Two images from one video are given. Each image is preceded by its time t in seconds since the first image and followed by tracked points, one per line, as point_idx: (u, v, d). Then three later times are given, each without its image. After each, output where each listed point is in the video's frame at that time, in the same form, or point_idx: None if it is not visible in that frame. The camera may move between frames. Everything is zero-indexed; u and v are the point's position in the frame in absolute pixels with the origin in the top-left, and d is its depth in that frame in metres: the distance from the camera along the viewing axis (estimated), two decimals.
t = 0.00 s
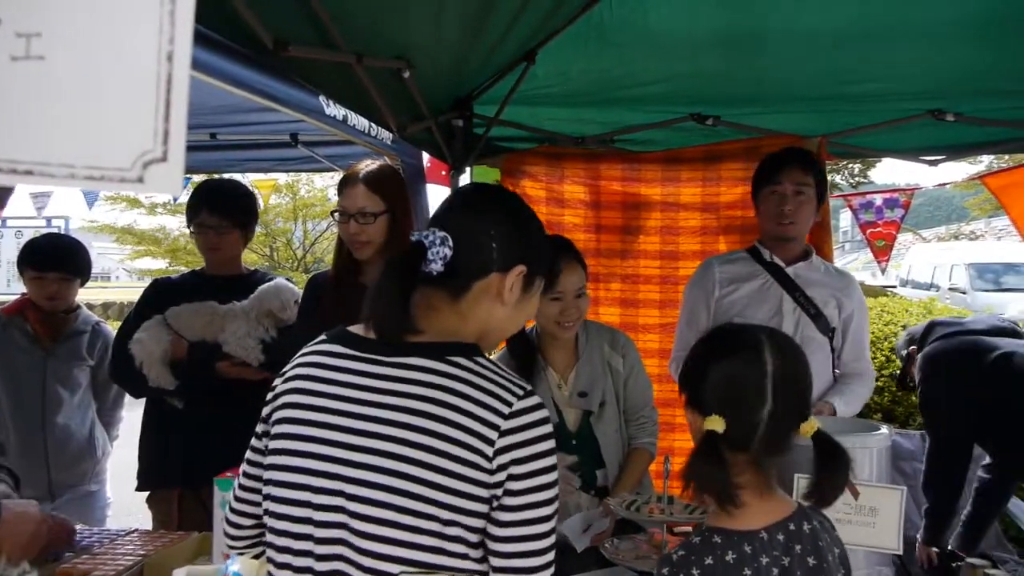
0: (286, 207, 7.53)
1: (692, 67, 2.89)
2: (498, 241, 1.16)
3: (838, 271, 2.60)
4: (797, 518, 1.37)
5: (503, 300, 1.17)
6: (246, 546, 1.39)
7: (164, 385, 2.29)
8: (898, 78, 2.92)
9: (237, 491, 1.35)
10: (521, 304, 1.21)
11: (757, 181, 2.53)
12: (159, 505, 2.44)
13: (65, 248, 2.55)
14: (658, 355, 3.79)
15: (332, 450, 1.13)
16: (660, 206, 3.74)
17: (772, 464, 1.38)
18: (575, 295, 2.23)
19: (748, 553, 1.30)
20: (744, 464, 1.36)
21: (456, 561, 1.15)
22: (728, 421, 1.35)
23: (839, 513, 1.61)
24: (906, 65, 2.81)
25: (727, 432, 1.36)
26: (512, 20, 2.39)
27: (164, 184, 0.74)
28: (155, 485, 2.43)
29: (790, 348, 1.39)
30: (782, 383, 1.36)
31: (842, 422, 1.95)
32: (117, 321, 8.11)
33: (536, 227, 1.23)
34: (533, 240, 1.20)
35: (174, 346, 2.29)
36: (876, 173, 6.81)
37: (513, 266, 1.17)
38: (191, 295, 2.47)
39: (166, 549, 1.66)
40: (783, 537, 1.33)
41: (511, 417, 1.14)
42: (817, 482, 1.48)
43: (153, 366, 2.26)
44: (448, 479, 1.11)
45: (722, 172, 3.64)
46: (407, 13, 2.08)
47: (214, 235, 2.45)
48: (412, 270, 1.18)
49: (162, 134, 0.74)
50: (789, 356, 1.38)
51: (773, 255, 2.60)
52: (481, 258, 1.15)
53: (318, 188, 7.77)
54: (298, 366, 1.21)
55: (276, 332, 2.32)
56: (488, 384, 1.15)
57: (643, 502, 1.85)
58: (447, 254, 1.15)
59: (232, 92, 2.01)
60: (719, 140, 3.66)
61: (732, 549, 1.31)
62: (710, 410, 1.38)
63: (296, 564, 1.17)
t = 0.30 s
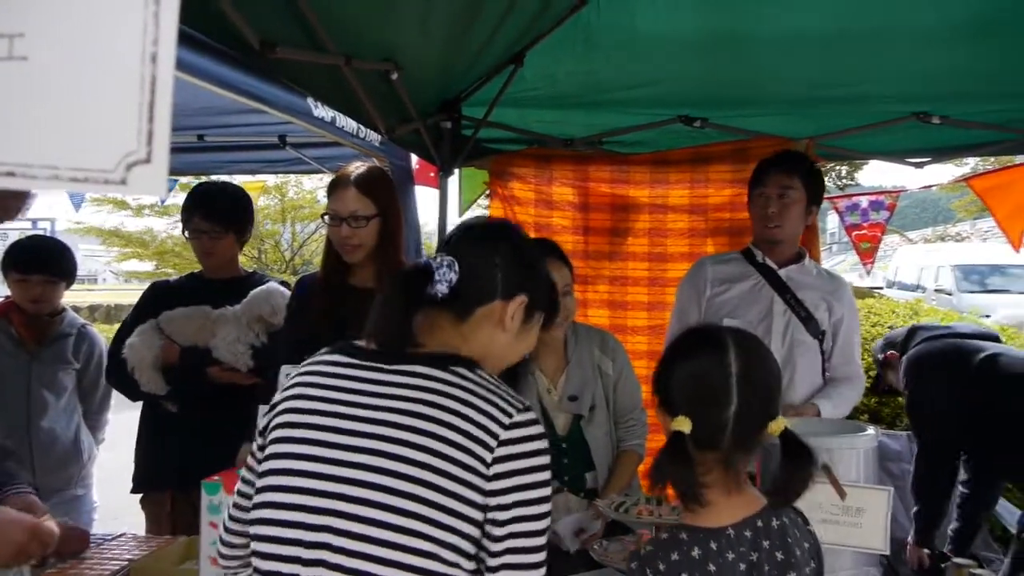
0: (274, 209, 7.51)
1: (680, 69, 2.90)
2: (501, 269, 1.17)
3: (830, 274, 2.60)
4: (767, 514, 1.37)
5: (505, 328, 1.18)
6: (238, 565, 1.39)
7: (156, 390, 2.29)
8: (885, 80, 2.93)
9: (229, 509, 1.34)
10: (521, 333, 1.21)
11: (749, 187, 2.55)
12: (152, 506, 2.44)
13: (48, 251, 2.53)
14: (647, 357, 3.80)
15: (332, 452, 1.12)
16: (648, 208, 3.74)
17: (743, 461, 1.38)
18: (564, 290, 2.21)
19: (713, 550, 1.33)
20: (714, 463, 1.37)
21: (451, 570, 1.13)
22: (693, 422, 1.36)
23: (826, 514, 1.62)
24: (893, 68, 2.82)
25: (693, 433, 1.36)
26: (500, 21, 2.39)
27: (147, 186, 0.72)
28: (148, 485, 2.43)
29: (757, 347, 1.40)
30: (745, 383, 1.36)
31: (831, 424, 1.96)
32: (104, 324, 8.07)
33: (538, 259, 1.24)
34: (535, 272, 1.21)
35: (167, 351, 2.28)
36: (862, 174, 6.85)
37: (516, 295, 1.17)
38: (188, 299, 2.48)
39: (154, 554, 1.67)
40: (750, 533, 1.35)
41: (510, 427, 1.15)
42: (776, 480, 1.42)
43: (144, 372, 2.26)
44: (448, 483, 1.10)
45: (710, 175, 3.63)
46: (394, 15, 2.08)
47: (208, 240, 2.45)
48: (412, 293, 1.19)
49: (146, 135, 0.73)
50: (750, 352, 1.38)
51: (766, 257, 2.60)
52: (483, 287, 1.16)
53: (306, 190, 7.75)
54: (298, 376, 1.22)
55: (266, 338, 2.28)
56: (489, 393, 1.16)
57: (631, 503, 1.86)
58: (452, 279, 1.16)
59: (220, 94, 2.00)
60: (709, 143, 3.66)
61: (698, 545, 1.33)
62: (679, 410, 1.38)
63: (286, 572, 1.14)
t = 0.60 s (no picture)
0: (257, 209, 7.47)
1: (662, 71, 2.91)
2: (481, 300, 1.22)
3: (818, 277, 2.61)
4: (768, 507, 1.39)
5: (485, 352, 1.23)
6: None
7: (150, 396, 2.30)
8: (865, 82, 2.96)
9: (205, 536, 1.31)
10: (499, 360, 1.26)
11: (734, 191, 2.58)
12: (148, 509, 2.55)
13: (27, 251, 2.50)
14: (629, 356, 3.80)
15: (329, 452, 1.13)
16: (632, 209, 3.75)
17: (744, 453, 1.40)
18: (546, 303, 2.21)
19: (716, 540, 1.34)
20: (715, 453, 1.38)
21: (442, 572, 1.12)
22: (695, 413, 1.39)
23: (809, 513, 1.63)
24: (873, 69, 2.85)
25: (695, 423, 1.39)
26: (484, 21, 2.39)
27: (128, 185, 0.73)
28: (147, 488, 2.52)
29: (749, 340, 1.42)
30: (740, 374, 1.38)
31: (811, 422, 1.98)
32: (83, 324, 7.99)
33: (512, 287, 1.29)
34: (512, 300, 1.27)
35: (161, 356, 2.27)
36: (844, 175, 6.90)
37: (495, 321, 1.23)
38: (189, 301, 2.53)
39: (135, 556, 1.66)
40: (752, 526, 1.36)
41: (496, 433, 1.19)
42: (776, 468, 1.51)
43: (137, 375, 2.26)
44: (443, 481, 1.12)
45: (693, 176, 3.65)
46: (376, 14, 2.08)
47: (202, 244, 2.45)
48: (399, 319, 1.23)
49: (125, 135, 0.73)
50: (747, 346, 1.41)
51: (756, 256, 2.62)
52: (465, 316, 1.20)
53: (289, 189, 7.71)
54: (287, 388, 1.24)
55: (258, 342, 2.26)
56: (475, 401, 1.20)
57: (614, 503, 1.86)
58: (437, 305, 1.20)
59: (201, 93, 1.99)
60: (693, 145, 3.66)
61: (701, 535, 1.34)
62: (678, 402, 1.41)
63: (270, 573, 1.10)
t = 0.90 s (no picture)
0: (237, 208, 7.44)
1: (643, 72, 2.92)
2: (455, 327, 1.25)
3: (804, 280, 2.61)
4: (768, 505, 1.40)
5: (462, 375, 1.27)
6: None
7: (134, 397, 2.29)
8: (843, 84, 2.98)
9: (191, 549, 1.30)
10: (475, 382, 1.30)
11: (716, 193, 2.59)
12: (133, 509, 2.52)
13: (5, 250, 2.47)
14: (611, 355, 3.81)
15: (315, 454, 1.15)
16: (614, 209, 3.76)
17: (744, 449, 1.42)
18: (524, 318, 2.14)
19: (724, 540, 1.35)
20: (717, 451, 1.40)
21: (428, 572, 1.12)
22: (695, 411, 1.41)
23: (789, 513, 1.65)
24: (852, 71, 2.87)
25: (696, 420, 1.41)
26: (465, 21, 2.39)
27: (106, 184, 0.72)
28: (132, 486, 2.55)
29: (741, 340, 1.45)
30: (734, 372, 1.42)
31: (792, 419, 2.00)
32: (60, 324, 7.90)
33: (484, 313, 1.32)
34: (484, 323, 1.31)
35: (146, 358, 2.27)
36: (823, 176, 6.97)
37: (469, 346, 1.27)
38: (177, 303, 2.52)
39: (113, 561, 1.64)
40: (754, 524, 1.38)
41: (479, 438, 1.21)
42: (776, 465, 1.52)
43: (124, 378, 2.25)
44: (429, 482, 1.13)
45: (674, 177, 3.66)
46: (358, 14, 2.07)
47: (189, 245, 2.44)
48: (367, 349, 1.23)
49: (104, 133, 0.72)
50: (739, 348, 1.44)
51: (743, 257, 2.64)
52: (440, 341, 1.24)
53: (270, 189, 7.66)
54: (275, 397, 1.27)
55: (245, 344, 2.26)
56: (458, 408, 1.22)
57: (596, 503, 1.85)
58: (411, 334, 1.24)
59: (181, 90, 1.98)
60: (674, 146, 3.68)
61: (709, 535, 1.35)
62: (680, 400, 1.42)
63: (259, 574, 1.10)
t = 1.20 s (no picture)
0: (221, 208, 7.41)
1: (627, 73, 2.93)
2: (433, 347, 1.26)
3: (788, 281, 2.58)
4: (753, 501, 1.42)
5: (441, 399, 1.27)
6: None
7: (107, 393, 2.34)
8: (826, 86, 3.00)
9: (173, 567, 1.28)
10: (453, 403, 1.30)
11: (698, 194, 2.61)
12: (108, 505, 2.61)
13: None
14: (596, 355, 3.82)
15: (301, 465, 1.14)
16: (598, 210, 3.77)
17: (724, 446, 1.43)
18: (513, 320, 2.14)
19: (725, 540, 1.35)
20: (701, 449, 1.40)
21: None
22: (675, 412, 1.41)
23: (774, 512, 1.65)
24: (834, 73, 2.89)
25: (676, 421, 1.41)
26: (450, 20, 2.38)
27: (87, 184, 0.72)
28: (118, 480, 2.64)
29: (708, 343, 1.48)
30: (706, 372, 1.43)
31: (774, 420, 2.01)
32: (42, 325, 7.82)
33: (459, 330, 1.34)
34: (462, 344, 1.31)
35: (121, 354, 2.32)
36: (807, 177, 7.02)
37: (446, 366, 1.26)
38: (153, 299, 2.55)
39: (95, 562, 1.63)
40: (747, 521, 1.39)
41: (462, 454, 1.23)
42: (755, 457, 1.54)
43: (98, 374, 2.30)
44: (414, 491, 1.14)
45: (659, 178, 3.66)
46: (343, 13, 2.06)
47: (170, 238, 2.48)
48: (344, 372, 1.23)
49: (85, 132, 0.72)
50: (708, 349, 1.46)
51: (727, 260, 2.65)
52: (418, 362, 1.24)
53: (254, 188, 7.61)
54: (258, 414, 1.27)
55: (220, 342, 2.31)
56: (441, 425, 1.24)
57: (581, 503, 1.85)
58: (389, 356, 1.24)
59: (164, 89, 1.96)
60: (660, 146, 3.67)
61: (712, 538, 1.35)
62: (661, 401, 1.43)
63: None
